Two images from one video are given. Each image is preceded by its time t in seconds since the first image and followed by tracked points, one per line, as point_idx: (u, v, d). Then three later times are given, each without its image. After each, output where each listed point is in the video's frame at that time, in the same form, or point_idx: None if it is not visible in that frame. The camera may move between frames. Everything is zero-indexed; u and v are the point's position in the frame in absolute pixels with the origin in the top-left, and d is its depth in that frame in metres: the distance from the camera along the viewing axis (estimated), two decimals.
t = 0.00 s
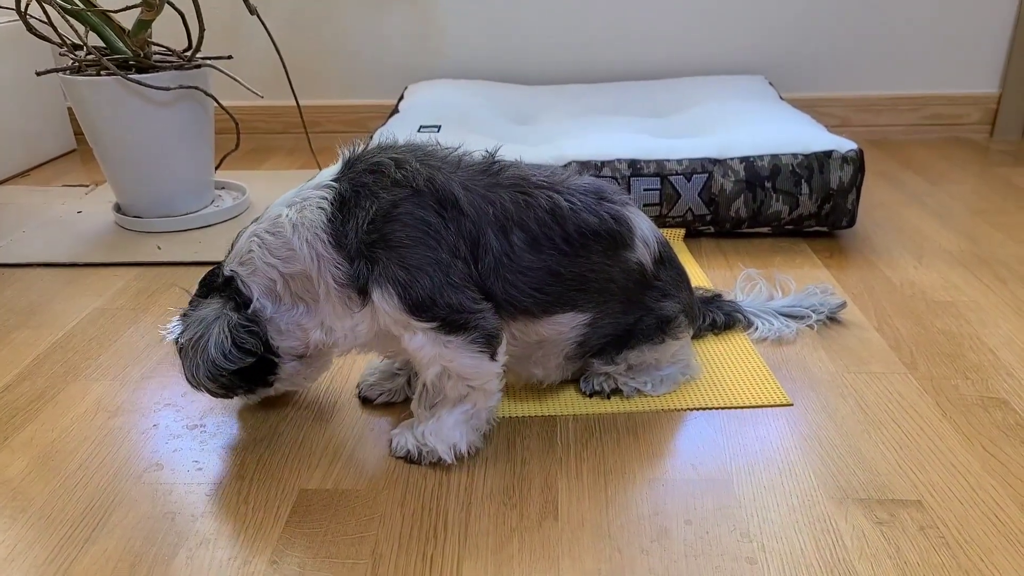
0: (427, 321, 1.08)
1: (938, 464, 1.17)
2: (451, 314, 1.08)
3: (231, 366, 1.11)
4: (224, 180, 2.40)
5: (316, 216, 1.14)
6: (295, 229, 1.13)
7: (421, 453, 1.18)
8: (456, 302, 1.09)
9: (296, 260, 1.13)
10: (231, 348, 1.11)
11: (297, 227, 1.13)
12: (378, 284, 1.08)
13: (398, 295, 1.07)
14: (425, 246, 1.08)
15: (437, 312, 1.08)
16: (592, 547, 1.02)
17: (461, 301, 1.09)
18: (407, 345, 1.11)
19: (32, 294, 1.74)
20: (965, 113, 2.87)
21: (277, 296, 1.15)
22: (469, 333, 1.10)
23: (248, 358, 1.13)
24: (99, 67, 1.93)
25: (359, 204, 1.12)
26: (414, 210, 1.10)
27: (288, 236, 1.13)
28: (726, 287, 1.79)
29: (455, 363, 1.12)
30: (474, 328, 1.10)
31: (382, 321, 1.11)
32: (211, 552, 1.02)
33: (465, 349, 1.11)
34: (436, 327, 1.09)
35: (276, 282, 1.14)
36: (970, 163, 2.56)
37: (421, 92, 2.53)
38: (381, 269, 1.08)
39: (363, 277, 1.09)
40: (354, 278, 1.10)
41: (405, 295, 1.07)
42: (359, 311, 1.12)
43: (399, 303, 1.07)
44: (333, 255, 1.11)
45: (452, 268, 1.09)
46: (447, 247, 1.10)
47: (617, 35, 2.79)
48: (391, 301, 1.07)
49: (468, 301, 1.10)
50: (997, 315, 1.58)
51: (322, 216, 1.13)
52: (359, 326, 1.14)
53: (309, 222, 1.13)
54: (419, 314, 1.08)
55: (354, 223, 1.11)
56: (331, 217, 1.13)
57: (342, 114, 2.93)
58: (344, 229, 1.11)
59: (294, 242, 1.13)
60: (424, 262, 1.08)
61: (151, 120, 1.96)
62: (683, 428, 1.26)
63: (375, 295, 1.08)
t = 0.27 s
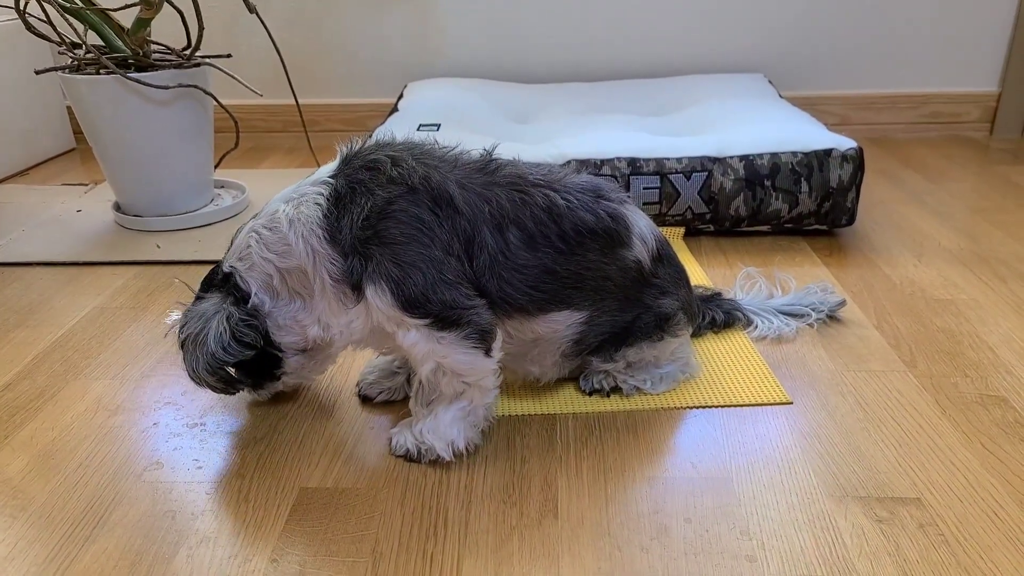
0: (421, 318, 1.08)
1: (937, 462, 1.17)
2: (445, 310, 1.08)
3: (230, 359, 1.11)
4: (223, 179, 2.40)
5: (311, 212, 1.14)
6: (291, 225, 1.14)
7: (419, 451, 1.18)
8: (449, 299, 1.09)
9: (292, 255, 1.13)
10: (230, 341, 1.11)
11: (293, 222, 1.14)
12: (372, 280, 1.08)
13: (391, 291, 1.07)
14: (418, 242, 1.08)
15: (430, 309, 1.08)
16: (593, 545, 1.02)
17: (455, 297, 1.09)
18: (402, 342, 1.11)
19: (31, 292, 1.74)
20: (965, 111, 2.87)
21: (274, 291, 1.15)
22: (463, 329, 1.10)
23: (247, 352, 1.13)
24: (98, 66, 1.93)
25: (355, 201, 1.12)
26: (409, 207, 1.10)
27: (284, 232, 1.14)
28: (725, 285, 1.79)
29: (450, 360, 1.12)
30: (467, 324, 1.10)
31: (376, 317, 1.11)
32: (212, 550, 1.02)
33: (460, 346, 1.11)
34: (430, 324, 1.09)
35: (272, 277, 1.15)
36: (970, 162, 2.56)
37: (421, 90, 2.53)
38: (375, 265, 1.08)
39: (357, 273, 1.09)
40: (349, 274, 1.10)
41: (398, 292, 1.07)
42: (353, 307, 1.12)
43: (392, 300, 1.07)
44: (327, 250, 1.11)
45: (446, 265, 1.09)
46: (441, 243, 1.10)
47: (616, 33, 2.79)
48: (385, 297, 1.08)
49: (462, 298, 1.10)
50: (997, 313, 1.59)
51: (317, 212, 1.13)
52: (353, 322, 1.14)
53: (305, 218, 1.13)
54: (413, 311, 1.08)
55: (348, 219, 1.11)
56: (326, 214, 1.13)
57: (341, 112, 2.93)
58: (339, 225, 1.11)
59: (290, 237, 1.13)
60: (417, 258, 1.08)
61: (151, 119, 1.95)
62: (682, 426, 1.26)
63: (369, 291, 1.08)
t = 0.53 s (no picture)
0: (418, 314, 1.08)
1: (936, 459, 1.17)
2: (443, 307, 1.08)
3: (226, 352, 1.12)
4: (222, 177, 2.40)
5: (309, 208, 1.14)
6: (288, 220, 1.13)
7: (418, 448, 1.18)
8: (447, 295, 1.08)
9: (289, 250, 1.13)
10: (226, 333, 1.11)
11: (290, 217, 1.14)
12: (369, 276, 1.08)
13: (389, 287, 1.07)
14: (416, 238, 1.08)
15: (427, 305, 1.08)
16: (593, 543, 1.02)
17: (453, 294, 1.09)
18: (400, 338, 1.11)
19: (30, 291, 1.74)
20: (964, 109, 2.87)
21: (272, 286, 1.16)
22: (461, 326, 1.10)
23: (243, 345, 1.13)
24: (97, 64, 1.92)
25: (352, 197, 1.12)
26: (406, 204, 1.10)
27: (282, 227, 1.14)
28: (725, 283, 1.79)
29: (447, 356, 1.12)
30: (465, 321, 1.10)
31: (373, 314, 1.11)
32: (211, 549, 1.02)
33: (458, 342, 1.11)
34: (427, 320, 1.09)
35: (270, 272, 1.15)
36: (969, 159, 2.56)
37: (420, 88, 2.53)
38: (372, 261, 1.08)
39: (354, 269, 1.09)
40: (346, 270, 1.10)
41: (395, 288, 1.07)
42: (351, 303, 1.12)
43: (390, 296, 1.07)
44: (324, 246, 1.11)
45: (443, 261, 1.09)
46: (439, 240, 1.10)
47: (615, 31, 2.78)
48: (382, 294, 1.07)
49: (459, 294, 1.10)
50: (996, 310, 1.59)
51: (315, 208, 1.13)
52: (351, 319, 1.14)
53: (302, 214, 1.13)
54: (410, 307, 1.08)
55: (346, 215, 1.11)
56: (324, 209, 1.13)
57: (340, 111, 2.92)
58: (336, 221, 1.11)
59: (287, 233, 1.13)
60: (415, 254, 1.07)
61: (149, 117, 1.95)
62: (681, 424, 1.27)
63: (367, 287, 1.08)
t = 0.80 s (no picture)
0: (417, 312, 1.08)
1: (935, 458, 1.17)
2: (442, 304, 1.08)
3: (225, 348, 1.13)
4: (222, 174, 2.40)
5: (309, 203, 1.14)
6: (288, 216, 1.14)
7: (417, 445, 1.18)
8: (446, 293, 1.08)
9: (289, 246, 1.13)
10: (226, 329, 1.12)
11: (290, 213, 1.14)
12: (369, 273, 1.08)
13: (388, 284, 1.07)
14: (416, 236, 1.08)
15: (426, 303, 1.08)
16: (592, 540, 1.02)
17: (452, 291, 1.09)
18: (399, 336, 1.11)
19: (30, 286, 1.74)
20: (965, 109, 2.87)
21: (272, 282, 1.16)
22: (460, 324, 1.10)
23: (242, 341, 1.14)
24: (98, 60, 1.92)
25: (352, 193, 1.12)
26: (406, 201, 1.10)
27: (282, 223, 1.14)
28: (725, 281, 1.79)
29: (446, 354, 1.12)
30: (464, 319, 1.10)
31: (372, 311, 1.11)
32: (211, 543, 1.02)
33: (457, 340, 1.11)
34: (426, 318, 1.09)
35: (270, 268, 1.15)
36: (969, 159, 2.56)
37: (421, 85, 2.53)
38: (372, 258, 1.08)
39: (353, 266, 1.09)
40: (346, 267, 1.10)
41: (394, 285, 1.07)
42: (350, 300, 1.12)
43: (389, 293, 1.07)
44: (324, 242, 1.11)
45: (443, 259, 1.09)
46: (438, 237, 1.10)
47: (617, 29, 2.78)
48: (382, 291, 1.07)
49: (459, 292, 1.10)
50: (996, 310, 1.59)
51: (315, 204, 1.13)
52: (350, 315, 1.14)
53: (302, 210, 1.13)
54: (409, 305, 1.08)
55: (346, 211, 1.11)
56: (324, 205, 1.13)
57: (341, 108, 2.92)
58: (336, 217, 1.11)
59: (287, 229, 1.13)
60: (414, 251, 1.07)
61: (150, 113, 1.95)
62: (680, 422, 1.27)
63: (365, 284, 1.08)
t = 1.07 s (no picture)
0: (417, 310, 1.08)
1: (933, 457, 1.17)
2: (443, 303, 1.08)
3: (224, 347, 1.12)
4: (222, 171, 2.40)
5: (310, 201, 1.14)
6: (289, 214, 1.14)
7: (416, 443, 1.18)
8: (446, 292, 1.08)
9: (289, 244, 1.13)
10: (226, 328, 1.12)
11: (291, 211, 1.14)
12: (369, 272, 1.08)
13: (389, 283, 1.07)
14: (417, 234, 1.08)
15: (426, 302, 1.08)
16: (590, 538, 1.03)
17: (453, 291, 1.09)
18: (399, 334, 1.11)
19: (29, 282, 1.74)
20: (965, 109, 2.87)
21: (272, 280, 1.16)
22: (460, 323, 1.10)
23: (242, 340, 1.14)
24: (97, 56, 1.92)
25: (353, 192, 1.12)
26: (407, 200, 1.10)
27: (282, 221, 1.14)
28: (724, 280, 1.79)
29: (446, 353, 1.12)
30: (464, 319, 1.10)
31: (373, 310, 1.11)
32: (209, 540, 1.02)
33: (456, 339, 1.11)
34: (427, 317, 1.09)
35: (270, 266, 1.15)
36: (969, 159, 2.56)
37: (420, 83, 2.52)
38: (373, 257, 1.08)
39: (354, 264, 1.09)
40: (346, 266, 1.10)
41: (395, 284, 1.07)
42: (349, 299, 1.12)
43: (390, 292, 1.07)
44: (324, 240, 1.11)
45: (444, 258, 1.09)
46: (439, 236, 1.10)
47: (617, 27, 2.78)
48: (382, 290, 1.07)
49: (459, 292, 1.10)
50: (995, 310, 1.59)
51: (316, 202, 1.13)
52: (350, 314, 1.14)
53: (303, 208, 1.13)
54: (410, 304, 1.08)
55: (347, 210, 1.11)
56: (325, 204, 1.13)
57: (341, 105, 2.92)
58: (337, 216, 1.11)
59: (288, 227, 1.13)
60: (415, 250, 1.07)
61: (149, 109, 1.95)
62: (679, 420, 1.27)
63: (366, 283, 1.08)
